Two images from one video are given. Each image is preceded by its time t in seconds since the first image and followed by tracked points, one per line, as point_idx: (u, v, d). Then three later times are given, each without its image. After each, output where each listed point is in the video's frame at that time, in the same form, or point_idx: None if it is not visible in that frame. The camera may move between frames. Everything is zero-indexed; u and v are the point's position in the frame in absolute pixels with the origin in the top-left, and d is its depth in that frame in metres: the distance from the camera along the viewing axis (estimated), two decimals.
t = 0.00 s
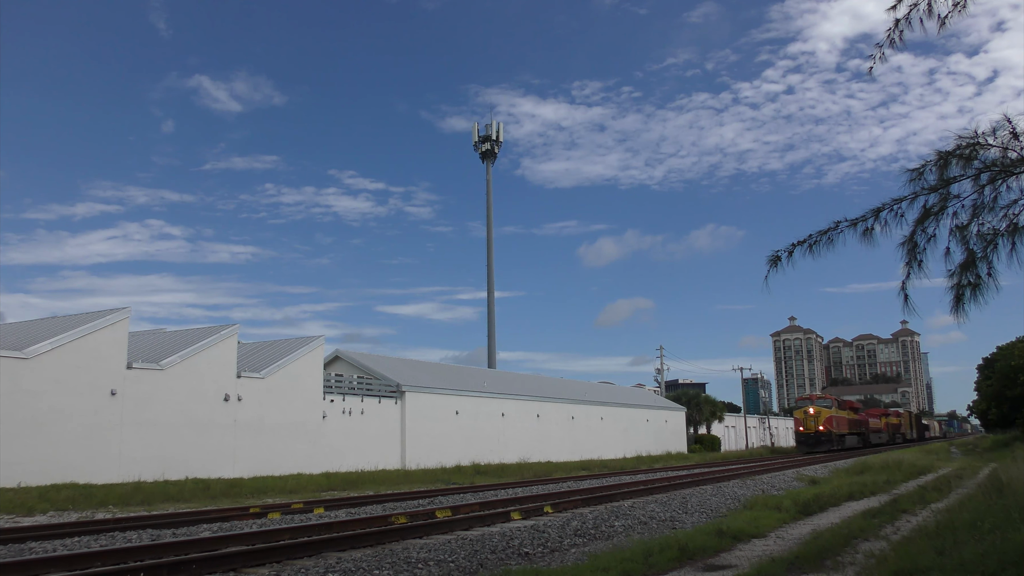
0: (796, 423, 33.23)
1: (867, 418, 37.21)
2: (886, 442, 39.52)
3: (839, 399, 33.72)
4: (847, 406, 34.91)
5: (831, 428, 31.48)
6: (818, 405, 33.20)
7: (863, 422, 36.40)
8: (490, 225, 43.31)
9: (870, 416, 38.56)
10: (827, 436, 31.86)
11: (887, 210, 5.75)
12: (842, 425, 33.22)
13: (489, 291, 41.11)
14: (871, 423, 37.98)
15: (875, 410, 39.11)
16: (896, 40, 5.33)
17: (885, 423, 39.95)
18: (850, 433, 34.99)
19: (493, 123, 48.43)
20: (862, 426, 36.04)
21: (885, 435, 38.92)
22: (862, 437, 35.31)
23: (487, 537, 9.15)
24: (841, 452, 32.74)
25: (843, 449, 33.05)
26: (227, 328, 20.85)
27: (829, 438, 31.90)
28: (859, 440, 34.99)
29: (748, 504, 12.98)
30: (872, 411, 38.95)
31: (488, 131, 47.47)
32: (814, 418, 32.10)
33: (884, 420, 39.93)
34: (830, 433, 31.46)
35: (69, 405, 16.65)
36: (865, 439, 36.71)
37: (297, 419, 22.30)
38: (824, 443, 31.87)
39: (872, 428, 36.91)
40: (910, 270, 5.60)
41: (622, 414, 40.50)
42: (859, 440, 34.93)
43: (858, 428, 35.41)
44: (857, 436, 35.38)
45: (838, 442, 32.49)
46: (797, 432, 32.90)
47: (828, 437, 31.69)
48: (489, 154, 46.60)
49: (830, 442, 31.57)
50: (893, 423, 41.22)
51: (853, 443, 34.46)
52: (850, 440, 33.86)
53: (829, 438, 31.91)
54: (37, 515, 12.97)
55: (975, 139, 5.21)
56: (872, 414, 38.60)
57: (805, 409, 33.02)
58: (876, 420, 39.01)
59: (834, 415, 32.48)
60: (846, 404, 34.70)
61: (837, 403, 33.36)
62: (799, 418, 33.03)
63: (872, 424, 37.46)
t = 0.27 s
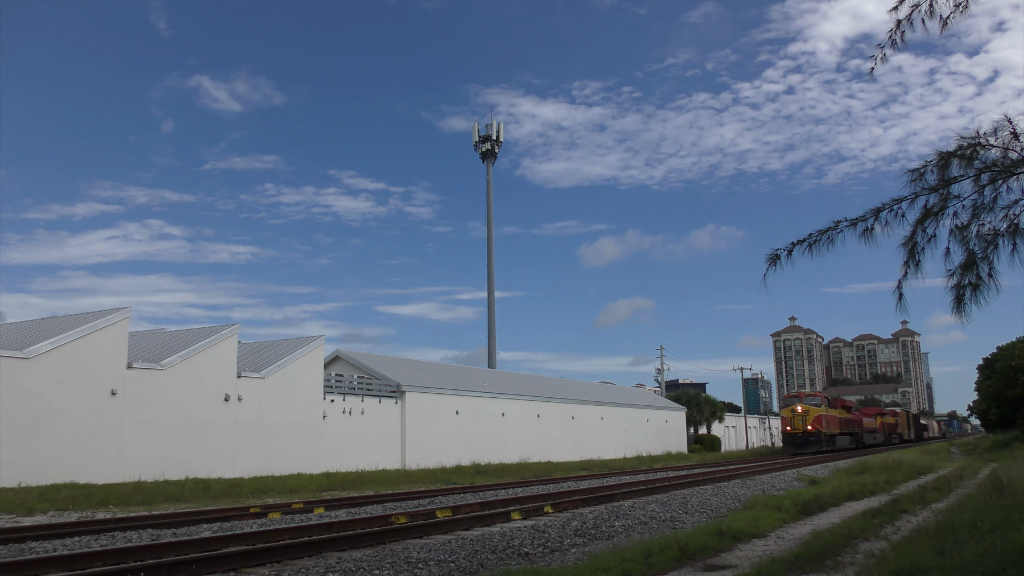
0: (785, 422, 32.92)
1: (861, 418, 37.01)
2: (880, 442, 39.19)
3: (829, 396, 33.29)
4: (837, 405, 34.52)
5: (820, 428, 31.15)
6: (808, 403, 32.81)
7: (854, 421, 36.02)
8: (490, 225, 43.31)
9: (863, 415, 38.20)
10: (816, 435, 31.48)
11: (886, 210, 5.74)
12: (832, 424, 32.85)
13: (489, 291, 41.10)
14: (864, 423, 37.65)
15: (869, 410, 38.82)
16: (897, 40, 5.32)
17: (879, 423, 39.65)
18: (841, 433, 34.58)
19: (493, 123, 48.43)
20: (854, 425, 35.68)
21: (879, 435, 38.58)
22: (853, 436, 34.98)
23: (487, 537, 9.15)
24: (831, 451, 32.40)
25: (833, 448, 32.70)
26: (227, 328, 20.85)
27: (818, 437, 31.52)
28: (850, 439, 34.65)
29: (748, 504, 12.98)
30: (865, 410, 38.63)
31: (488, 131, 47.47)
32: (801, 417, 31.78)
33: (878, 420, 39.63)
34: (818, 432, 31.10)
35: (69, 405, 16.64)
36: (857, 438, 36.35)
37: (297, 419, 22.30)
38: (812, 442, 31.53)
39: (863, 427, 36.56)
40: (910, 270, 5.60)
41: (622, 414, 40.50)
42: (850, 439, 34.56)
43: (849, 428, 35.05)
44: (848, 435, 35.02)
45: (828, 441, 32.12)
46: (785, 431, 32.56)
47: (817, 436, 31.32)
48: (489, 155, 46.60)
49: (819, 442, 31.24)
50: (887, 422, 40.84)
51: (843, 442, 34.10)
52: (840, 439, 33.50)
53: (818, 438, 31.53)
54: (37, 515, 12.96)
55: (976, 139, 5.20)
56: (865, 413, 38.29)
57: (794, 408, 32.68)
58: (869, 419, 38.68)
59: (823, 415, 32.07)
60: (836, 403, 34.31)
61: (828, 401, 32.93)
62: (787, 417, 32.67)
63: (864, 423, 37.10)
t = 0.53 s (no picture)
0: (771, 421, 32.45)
1: (853, 418, 36.82)
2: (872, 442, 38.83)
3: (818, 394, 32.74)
4: (825, 404, 34.01)
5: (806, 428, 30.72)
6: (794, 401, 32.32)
7: (844, 420, 35.56)
8: (491, 225, 43.31)
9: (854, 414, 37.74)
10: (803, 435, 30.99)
11: (885, 209, 5.73)
12: (820, 423, 32.39)
13: (489, 291, 41.10)
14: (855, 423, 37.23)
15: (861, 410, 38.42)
16: (900, 42, 5.33)
17: (872, 423, 39.28)
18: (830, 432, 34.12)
19: (493, 123, 48.41)
20: (843, 424, 35.23)
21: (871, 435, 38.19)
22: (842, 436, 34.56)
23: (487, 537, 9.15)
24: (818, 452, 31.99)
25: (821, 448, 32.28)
26: (227, 328, 20.85)
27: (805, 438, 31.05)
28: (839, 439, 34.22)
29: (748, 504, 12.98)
30: (856, 409, 38.20)
31: (488, 131, 47.45)
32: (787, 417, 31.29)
33: (871, 421, 39.27)
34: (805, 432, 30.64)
35: (69, 405, 16.64)
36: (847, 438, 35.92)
37: (297, 419, 22.31)
38: (799, 443, 31.13)
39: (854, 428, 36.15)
40: (909, 269, 5.59)
41: (622, 414, 40.50)
42: (840, 439, 34.13)
43: (838, 428, 34.61)
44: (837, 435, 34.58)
45: (815, 441, 31.63)
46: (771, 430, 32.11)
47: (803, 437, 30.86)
48: (489, 155, 46.59)
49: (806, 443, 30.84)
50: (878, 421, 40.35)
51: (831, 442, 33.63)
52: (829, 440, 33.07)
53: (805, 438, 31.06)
54: (37, 515, 12.96)
55: (976, 138, 5.20)
56: (857, 413, 37.87)
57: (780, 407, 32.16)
58: (860, 419, 38.24)
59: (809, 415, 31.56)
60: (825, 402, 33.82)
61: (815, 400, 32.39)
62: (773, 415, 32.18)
63: (854, 422, 36.66)
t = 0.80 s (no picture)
0: (753, 420, 31.57)
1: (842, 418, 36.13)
2: (863, 442, 38.23)
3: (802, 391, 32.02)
4: (812, 402, 33.28)
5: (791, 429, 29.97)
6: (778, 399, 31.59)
7: (831, 420, 34.85)
8: (491, 225, 43.31)
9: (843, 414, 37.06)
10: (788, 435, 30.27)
11: (884, 207, 5.72)
12: (805, 423, 31.67)
13: (489, 291, 41.10)
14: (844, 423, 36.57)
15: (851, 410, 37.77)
16: (902, 44, 5.34)
17: (862, 424, 38.67)
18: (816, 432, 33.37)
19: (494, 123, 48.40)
20: (830, 424, 34.54)
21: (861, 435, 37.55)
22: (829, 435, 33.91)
23: (487, 537, 9.15)
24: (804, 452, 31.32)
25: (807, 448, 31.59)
26: (227, 328, 20.84)
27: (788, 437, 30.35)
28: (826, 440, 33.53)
29: (748, 504, 12.98)
30: (845, 408, 37.56)
31: (488, 131, 47.43)
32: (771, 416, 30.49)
33: (862, 421, 38.66)
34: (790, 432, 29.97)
35: (69, 405, 16.65)
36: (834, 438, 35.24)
37: (297, 419, 22.30)
38: (783, 443, 30.41)
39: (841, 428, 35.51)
40: (905, 266, 5.59)
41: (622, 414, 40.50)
42: (826, 439, 33.44)
43: (825, 428, 33.92)
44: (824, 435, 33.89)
45: (800, 440, 30.91)
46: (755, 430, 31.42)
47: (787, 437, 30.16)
48: (489, 155, 46.59)
49: (791, 443, 30.22)
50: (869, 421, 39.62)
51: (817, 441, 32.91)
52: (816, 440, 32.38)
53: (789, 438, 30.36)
54: (37, 515, 12.95)
55: (975, 136, 5.20)
56: (846, 413, 37.23)
57: (762, 405, 31.31)
58: (849, 418, 37.57)
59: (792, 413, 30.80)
60: (811, 401, 33.09)
61: (800, 397, 31.66)
62: (757, 414, 31.49)
63: (841, 421, 36.00)
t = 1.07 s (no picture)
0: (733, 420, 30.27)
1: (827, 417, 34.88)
2: (850, 443, 37.30)
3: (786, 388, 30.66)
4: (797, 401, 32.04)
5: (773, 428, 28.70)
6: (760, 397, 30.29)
7: (816, 418, 33.67)
8: (491, 225, 43.31)
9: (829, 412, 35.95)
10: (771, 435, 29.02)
11: (882, 204, 5.71)
12: (788, 422, 30.42)
13: (489, 291, 41.10)
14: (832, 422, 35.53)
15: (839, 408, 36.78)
16: (903, 46, 5.34)
17: (851, 423, 37.73)
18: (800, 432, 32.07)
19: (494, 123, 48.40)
20: (815, 424, 33.43)
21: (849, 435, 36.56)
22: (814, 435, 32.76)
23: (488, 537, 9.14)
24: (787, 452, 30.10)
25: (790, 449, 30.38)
26: (227, 328, 20.84)
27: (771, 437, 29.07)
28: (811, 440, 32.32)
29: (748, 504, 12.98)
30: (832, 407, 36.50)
31: (488, 131, 47.43)
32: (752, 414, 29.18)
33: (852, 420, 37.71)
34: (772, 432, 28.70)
35: (69, 405, 16.65)
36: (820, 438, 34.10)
37: (297, 419, 22.30)
38: (765, 443, 29.14)
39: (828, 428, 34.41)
40: (903, 263, 5.59)
41: (622, 414, 40.50)
42: (811, 439, 32.26)
43: (811, 427, 32.73)
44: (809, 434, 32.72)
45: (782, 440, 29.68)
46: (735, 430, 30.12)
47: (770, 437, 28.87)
48: (489, 155, 46.59)
49: (773, 444, 28.99)
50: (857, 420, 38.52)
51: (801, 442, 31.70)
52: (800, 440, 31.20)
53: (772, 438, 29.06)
54: (37, 515, 12.95)
55: (974, 134, 5.20)
56: (833, 412, 36.22)
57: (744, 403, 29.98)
58: (836, 418, 36.49)
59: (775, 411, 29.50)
60: (795, 399, 31.81)
61: (783, 395, 30.35)
62: (736, 413, 30.17)
63: (827, 420, 34.92)
